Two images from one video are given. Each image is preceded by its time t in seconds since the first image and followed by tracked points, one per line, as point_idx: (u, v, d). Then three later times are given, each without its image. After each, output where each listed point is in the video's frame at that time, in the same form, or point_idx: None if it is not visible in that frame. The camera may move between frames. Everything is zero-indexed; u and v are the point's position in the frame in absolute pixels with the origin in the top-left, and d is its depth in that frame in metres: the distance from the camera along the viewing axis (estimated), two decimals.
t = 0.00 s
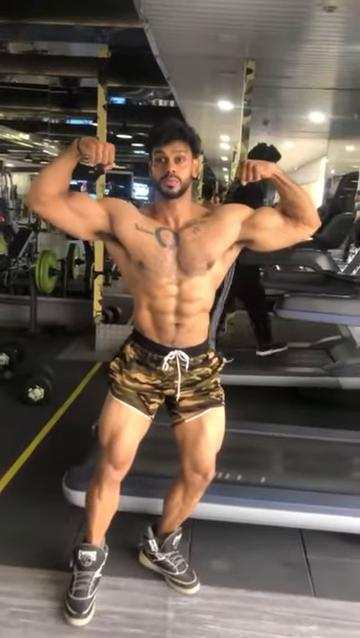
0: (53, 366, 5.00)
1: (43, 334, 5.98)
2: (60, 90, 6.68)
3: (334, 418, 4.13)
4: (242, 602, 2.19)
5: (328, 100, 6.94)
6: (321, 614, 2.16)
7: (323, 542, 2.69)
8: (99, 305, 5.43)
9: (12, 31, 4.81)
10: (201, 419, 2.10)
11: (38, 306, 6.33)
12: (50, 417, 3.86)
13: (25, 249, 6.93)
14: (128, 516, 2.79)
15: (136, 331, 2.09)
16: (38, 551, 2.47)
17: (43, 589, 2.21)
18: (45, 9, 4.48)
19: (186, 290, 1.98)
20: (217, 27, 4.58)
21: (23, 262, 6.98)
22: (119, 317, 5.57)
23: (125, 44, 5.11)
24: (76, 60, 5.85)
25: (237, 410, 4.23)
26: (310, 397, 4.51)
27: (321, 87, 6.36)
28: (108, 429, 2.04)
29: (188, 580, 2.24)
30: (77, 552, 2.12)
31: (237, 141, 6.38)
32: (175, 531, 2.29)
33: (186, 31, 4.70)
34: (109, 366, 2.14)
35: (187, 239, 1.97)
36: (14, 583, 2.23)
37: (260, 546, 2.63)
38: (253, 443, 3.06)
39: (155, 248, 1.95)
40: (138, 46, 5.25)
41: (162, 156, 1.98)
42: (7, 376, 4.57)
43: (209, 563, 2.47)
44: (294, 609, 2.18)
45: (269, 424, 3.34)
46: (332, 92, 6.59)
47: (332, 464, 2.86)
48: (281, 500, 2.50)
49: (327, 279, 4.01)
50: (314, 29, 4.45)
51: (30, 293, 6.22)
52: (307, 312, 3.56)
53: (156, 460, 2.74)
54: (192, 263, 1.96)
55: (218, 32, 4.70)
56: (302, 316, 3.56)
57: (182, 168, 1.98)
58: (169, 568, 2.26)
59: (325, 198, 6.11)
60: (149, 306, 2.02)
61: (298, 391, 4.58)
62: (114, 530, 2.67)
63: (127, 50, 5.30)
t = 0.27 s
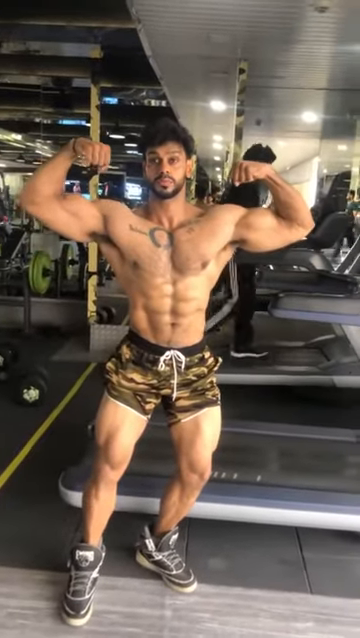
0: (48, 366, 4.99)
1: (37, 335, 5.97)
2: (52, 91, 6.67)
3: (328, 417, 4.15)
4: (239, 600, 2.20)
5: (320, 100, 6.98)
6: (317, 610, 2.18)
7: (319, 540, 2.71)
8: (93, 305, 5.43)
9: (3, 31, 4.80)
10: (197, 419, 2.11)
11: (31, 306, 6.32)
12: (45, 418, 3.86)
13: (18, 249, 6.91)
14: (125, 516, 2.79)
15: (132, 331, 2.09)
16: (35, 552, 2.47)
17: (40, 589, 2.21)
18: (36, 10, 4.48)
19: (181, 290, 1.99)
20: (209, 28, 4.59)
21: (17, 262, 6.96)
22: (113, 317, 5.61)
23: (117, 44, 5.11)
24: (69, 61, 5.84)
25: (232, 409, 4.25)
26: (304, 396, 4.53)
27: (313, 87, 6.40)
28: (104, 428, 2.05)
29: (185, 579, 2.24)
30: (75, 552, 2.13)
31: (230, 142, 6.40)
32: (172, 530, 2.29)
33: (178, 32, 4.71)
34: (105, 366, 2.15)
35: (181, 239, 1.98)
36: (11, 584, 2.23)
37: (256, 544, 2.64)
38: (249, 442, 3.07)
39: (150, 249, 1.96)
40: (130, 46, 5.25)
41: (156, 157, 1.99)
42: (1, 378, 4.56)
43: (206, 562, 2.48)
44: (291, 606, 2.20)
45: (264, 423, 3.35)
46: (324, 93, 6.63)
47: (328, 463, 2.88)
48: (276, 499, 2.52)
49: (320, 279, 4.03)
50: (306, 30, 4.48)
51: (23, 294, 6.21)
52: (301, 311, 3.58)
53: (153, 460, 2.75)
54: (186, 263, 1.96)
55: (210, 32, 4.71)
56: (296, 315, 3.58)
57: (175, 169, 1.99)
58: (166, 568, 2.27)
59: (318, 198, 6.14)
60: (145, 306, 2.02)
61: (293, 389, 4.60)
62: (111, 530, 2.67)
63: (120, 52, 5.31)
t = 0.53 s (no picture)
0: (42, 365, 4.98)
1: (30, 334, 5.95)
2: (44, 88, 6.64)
3: (323, 412, 4.17)
4: (235, 596, 2.21)
5: (312, 96, 7.00)
6: (313, 605, 2.19)
7: (314, 535, 2.72)
8: (87, 303, 5.42)
9: None
10: (192, 415, 2.11)
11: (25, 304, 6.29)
12: (40, 417, 3.85)
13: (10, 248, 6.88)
14: (121, 514, 2.79)
15: (126, 329, 2.09)
16: (30, 551, 2.46)
17: (37, 588, 2.21)
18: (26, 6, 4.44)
19: (174, 287, 1.99)
20: (201, 24, 4.59)
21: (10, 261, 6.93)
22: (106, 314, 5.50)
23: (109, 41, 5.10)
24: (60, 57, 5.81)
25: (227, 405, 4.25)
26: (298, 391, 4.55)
27: (305, 83, 6.40)
28: (99, 426, 2.04)
29: (182, 576, 2.25)
30: (71, 550, 2.12)
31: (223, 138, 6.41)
32: (168, 528, 2.29)
33: (169, 28, 4.70)
34: (99, 364, 2.14)
35: (174, 235, 1.97)
36: (7, 583, 2.23)
37: (252, 540, 2.65)
38: (244, 439, 3.08)
39: (143, 246, 1.95)
40: (122, 42, 5.24)
41: (149, 154, 1.98)
42: None
43: (202, 558, 2.48)
44: (287, 601, 2.20)
45: (259, 419, 3.36)
46: (315, 88, 6.64)
47: (323, 458, 2.89)
48: (272, 494, 2.52)
49: (314, 275, 4.04)
50: (298, 26, 4.48)
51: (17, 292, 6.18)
52: (295, 307, 3.58)
53: (148, 458, 2.74)
54: (180, 260, 1.96)
55: (202, 28, 4.71)
56: (290, 311, 3.59)
57: (168, 166, 1.99)
58: (163, 565, 2.27)
59: (310, 194, 6.16)
60: (138, 304, 2.01)
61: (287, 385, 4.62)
62: (107, 528, 2.67)
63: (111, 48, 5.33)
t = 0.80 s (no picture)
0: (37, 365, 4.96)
1: (25, 334, 5.93)
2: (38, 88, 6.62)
3: (318, 412, 4.18)
4: (232, 596, 2.21)
5: (306, 96, 7.00)
6: (310, 605, 2.19)
7: (311, 534, 2.72)
8: (82, 304, 5.41)
9: None
10: (187, 416, 2.10)
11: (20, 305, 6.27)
12: (35, 418, 3.83)
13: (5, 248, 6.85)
14: (117, 515, 2.78)
15: (121, 329, 2.08)
16: (25, 553, 2.45)
17: (32, 590, 2.20)
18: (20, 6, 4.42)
19: (169, 288, 1.98)
20: (195, 24, 4.58)
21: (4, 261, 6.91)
22: (101, 315, 5.56)
23: (103, 41, 5.09)
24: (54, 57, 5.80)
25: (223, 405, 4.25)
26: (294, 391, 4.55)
27: (300, 82, 6.40)
28: (94, 427, 2.03)
29: (178, 577, 2.24)
30: (66, 552, 2.12)
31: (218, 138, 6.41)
32: (164, 528, 2.29)
33: (164, 27, 4.69)
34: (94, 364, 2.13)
35: (168, 236, 1.97)
36: (2, 585, 2.22)
37: (248, 540, 2.65)
38: (240, 439, 3.07)
39: (137, 247, 1.95)
40: (116, 42, 5.23)
41: (143, 155, 1.98)
42: None
43: (198, 558, 2.48)
44: (284, 601, 2.20)
45: (255, 419, 3.36)
46: (309, 88, 6.65)
47: (319, 457, 2.89)
48: (269, 494, 2.52)
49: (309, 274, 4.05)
50: (292, 25, 4.48)
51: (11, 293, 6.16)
52: (291, 307, 3.58)
53: (144, 458, 2.74)
54: (174, 261, 1.96)
55: (197, 28, 4.70)
56: (286, 311, 3.59)
57: (162, 167, 1.98)
58: (159, 566, 2.26)
59: (305, 194, 6.17)
60: (133, 304, 2.01)
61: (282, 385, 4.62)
62: (103, 529, 2.66)
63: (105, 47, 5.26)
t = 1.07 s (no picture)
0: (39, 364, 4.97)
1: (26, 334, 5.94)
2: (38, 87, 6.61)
3: (320, 409, 4.18)
4: (236, 594, 2.21)
5: (306, 93, 6.99)
6: (313, 602, 2.19)
7: (313, 531, 2.72)
8: (83, 303, 5.41)
9: None
10: (189, 414, 2.10)
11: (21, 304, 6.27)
12: (37, 417, 3.84)
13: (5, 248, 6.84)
14: (119, 513, 2.78)
15: (122, 326, 2.08)
16: (27, 551, 2.45)
17: (36, 588, 2.20)
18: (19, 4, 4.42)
19: (170, 285, 1.98)
20: (194, 21, 4.57)
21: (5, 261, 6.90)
22: (102, 314, 5.50)
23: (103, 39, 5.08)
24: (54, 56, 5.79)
25: (224, 403, 4.25)
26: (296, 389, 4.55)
27: (299, 80, 6.40)
28: (96, 424, 2.04)
29: (181, 574, 2.24)
30: (71, 550, 2.12)
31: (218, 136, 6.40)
32: (166, 527, 2.29)
33: (163, 25, 4.68)
34: (96, 362, 2.14)
35: (170, 235, 1.97)
36: (5, 583, 2.22)
37: (251, 537, 2.65)
38: (241, 436, 3.07)
39: (139, 244, 1.95)
40: (116, 40, 5.23)
41: (143, 151, 1.97)
42: None
43: (201, 556, 2.48)
44: (287, 598, 2.21)
45: (257, 416, 3.36)
46: (309, 85, 6.63)
47: (321, 454, 2.89)
48: (271, 491, 2.52)
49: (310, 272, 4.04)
50: (291, 22, 4.47)
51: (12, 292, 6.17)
52: (293, 304, 3.57)
53: (146, 456, 2.74)
54: (176, 259, 1.95)
55: (196, 25, 4.69)
56: (288, 308, 3.57)
57: (163, 163, 1.97)
58: (162, 564, 2.27)
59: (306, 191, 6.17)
60: (134, 302, 2.01)
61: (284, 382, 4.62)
62: (106, 527, 2.66)
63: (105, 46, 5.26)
